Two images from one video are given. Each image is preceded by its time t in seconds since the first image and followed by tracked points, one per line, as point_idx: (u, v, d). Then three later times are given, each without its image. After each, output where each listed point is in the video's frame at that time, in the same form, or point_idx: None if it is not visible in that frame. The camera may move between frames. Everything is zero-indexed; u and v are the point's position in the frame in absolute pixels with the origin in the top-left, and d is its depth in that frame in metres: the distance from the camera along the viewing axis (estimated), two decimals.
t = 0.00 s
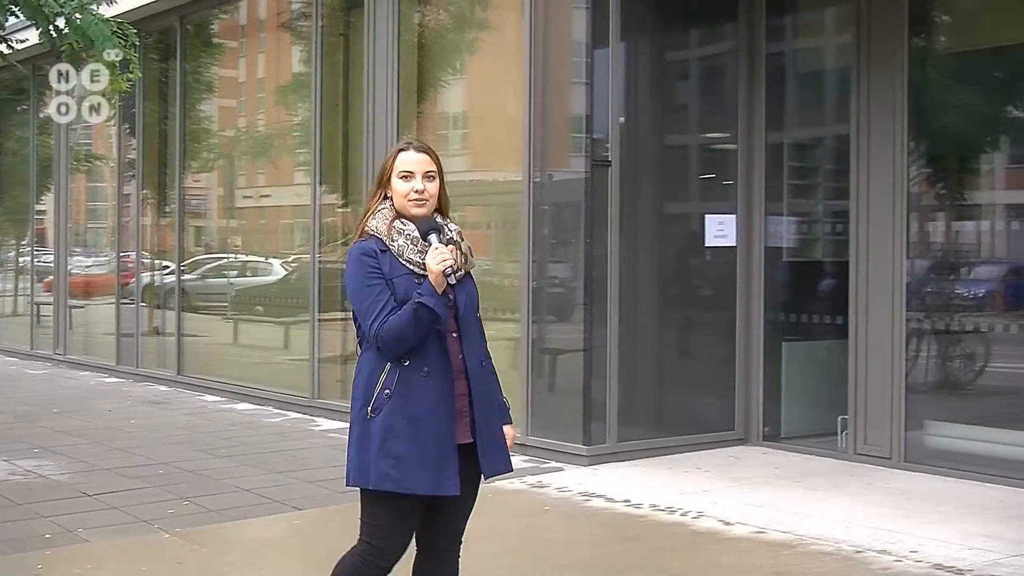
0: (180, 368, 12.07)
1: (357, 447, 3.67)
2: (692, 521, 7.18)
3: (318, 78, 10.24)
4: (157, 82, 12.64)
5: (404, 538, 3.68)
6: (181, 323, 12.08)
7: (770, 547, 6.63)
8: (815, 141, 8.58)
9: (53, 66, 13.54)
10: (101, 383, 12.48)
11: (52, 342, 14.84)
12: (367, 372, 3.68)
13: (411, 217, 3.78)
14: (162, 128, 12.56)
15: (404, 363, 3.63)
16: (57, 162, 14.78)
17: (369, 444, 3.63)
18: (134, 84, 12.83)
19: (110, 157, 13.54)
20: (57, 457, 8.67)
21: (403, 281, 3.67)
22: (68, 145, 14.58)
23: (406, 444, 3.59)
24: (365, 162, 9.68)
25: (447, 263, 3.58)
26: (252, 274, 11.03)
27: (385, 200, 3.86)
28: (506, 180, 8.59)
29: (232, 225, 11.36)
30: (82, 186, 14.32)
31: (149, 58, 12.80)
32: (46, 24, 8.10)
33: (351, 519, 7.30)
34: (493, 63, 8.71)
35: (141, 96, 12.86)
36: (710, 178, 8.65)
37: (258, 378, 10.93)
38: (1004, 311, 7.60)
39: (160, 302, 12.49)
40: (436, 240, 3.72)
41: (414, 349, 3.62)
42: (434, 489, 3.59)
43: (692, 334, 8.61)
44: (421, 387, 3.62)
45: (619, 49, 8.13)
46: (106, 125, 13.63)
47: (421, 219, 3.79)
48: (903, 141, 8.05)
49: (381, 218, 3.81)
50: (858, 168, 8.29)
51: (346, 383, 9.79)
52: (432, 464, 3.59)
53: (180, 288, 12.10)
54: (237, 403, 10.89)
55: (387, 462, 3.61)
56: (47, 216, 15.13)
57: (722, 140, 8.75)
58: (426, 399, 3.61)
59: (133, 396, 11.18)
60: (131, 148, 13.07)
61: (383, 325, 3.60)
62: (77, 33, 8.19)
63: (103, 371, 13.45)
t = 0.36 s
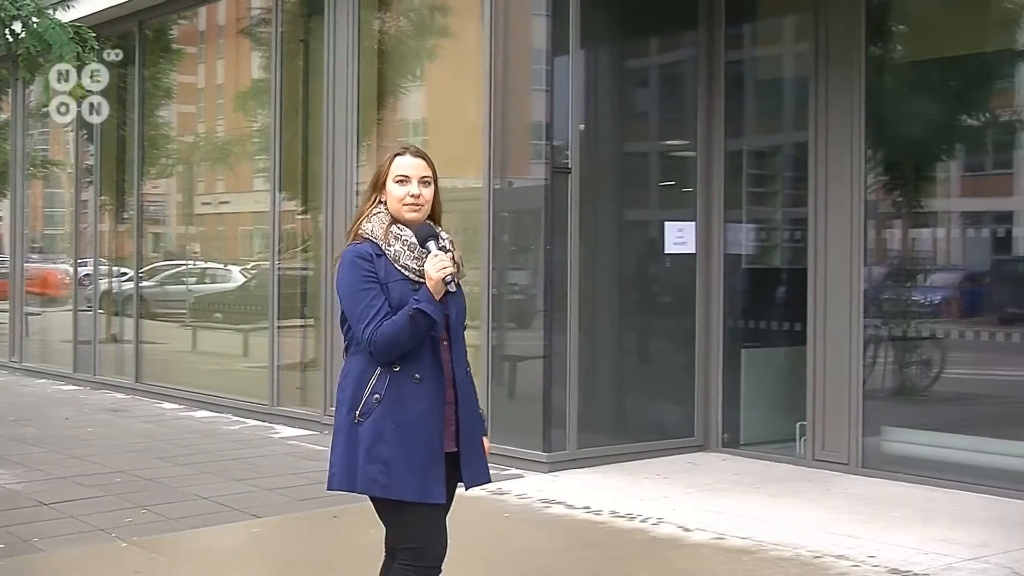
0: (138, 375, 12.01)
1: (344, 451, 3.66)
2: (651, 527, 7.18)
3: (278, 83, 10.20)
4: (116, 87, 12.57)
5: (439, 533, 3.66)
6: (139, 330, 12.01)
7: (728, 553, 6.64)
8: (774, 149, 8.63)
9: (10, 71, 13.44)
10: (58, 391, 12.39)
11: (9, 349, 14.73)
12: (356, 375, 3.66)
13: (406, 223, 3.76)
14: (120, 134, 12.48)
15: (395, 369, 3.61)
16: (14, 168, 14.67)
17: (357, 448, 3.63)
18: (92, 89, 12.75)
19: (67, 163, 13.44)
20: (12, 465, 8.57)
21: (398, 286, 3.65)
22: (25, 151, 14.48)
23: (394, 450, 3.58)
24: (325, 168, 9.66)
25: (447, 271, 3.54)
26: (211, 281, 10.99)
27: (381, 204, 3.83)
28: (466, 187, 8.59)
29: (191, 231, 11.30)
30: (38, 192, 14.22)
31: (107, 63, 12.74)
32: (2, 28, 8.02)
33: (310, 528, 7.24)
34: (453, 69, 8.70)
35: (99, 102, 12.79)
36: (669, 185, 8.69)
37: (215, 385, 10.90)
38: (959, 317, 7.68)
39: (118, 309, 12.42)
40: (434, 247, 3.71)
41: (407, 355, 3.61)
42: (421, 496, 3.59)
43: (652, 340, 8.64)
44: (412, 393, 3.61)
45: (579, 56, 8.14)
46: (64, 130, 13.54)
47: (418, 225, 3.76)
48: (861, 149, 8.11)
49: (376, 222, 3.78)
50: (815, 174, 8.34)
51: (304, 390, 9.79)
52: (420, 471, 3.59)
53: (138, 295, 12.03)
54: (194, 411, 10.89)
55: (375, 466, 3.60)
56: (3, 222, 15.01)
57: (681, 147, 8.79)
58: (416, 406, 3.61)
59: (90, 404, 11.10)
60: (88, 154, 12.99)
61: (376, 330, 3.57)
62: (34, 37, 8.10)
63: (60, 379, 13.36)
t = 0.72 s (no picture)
0: (100, 384, 11.95)
1: (339, 467, 3.61)
2: (615, 535, 7.18)
3: (243, 90, 10.17)
4: (79, 94, 12.52)
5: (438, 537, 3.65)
6: (102, 338, 11.95)
7: (691, 559, 6.63)
8: (738, 157, 8.67)
9: None
10: (19, 400, 12.30)
11: None
12: (350, 389, 3.63)
13: (392, 237, 3.78)
14: (83, 141, 12.41)
15: (391, 382, 3.60)
16: None
17: (355, 464, 3.59)
18: (54, 95, 12.68)
19: (30, 170, 13.36)
20: None
21: (392, 298, 3.65)
22: None
23: (394, 464, 3.58)
24: (289, 176, 9.63)
25: (450, 283, 3.54)
26: (175, 288, 10.94)
27: (365, 216, 3.84)
28: (431, 195, 8.58)
29: (155, 239, 11.25)
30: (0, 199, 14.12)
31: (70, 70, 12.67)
32: None
33: (274, 536, 7.20)
34: (417, 76, 8.69)
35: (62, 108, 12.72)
36: (634, 193, 8.72)
37: (178, 394, 10.87)
38: (921, 325, 7.72)
39: (80, 317, 12.35)
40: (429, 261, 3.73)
41: (404, 368, 3.61)
42: (421, 509, 3.59)
43: (616, 348, 8.66)
44: (409, 406, 3.62)
45: (544, 64, 8.18)
46: (26, 137, 13.46)
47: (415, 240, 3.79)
48: (824, 158, 8.17)
49: (363, 233, 3.77)
50: (779, 182, 8.39)
51: (268, 399, 9.78)
52: (418, 484, 3.60)
53: (100, 302, 11.97)
54: (156, 418, 10.87)
55: (374, 481, 3.58)
56: None
57: (646, 155, 8.83)
58: (413, 419, 3.62)
59: (52, 412, 11.03)
60: (51, 161, 12.91)
61: (374, 344, 3.55)
62: None
63: (22, 388, 13.27)
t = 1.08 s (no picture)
0: (66, 391, 11.87)
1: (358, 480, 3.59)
2: (582, 541, 7.17)
3: (210, 96, 10.15)
4: (44, 99, 12.45)
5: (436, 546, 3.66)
6: (67, 345, 11.88)
7: (657, 565, 6.62)
8: (705, 164, 8.70)
9: None
10: None
11: None
12: (365, 401, 3.62)
13: (394, 239, 3.80)
14: (48, 146, 12.34)
15: (407, 391, 3.60)
16: None
17: (374, 476, 3.57)
18: (19, 100, 12.61)
19: None
20: None
21: (401, 307, 3.66)
22: None
23: (415, 473, 3.57)
24: (257, 182, 9.61)
25: (459, 286, 3.51)
26: (141, 295, 10.88)
27: (363, 224, 3.85)
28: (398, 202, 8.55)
29: (120, 245, 11.19)
30: None
31: (35, 74, 12.60)
32: None
33: (238, 543, 7.15)
34: (384, 82, 8.69)
35: (27, 114, 12.65)
36: (602, 200, 8.79)
37: (144, 401, 10.82)
38: (886, 331, 7.77)
39: (45, 324, 12.29)
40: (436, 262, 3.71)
41: (419, 377, 3.61)
42: (442, 518, 3.59)
43: (584, 354, 8.72)
44: (426, 415, 3.62)
45: (512, 71, 8.30)
46: None
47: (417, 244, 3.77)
48: (791, 165, 8.22)
49: (366, 241, 3.78)
50: (746, 189, 8.43)
51: (235, 406, 9.77)
52: (438, 492, 3.60)
53: (66, 309, 11.91)
54: (121, 426, 10.83)
55: (395, 492, 3.57)
56: None
57: (614, 162, 8.87)
58: (431, 427, 3.62)
59: (16, 420, 10.95)
60: (16, 166, 12.82)
61: (388, 353, 3.55)
62: None
63: None
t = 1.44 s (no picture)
0: (31, 400, 11.79)
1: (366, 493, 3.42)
2: (553, 549, 7.13)
3: (178, 103, 10.11)
4: (11, 105, 12.39)
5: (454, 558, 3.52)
6: (33, 353, 11.80)
7: (626, 572, 6.59)
8: (674, 172, 8.73)
9: None
10: None
11: None
12: (371, 412, 3.44)
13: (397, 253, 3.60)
14: (14, 153, 12.28)
15: (414, 400, 3.42)
16: None
17: (383, 488, 3.39)
18: None
19: None
20: None
21: (405, 315, 3.47)
22: None
23: (425, 484, 3.39)
24: (225, 189, 9.59)
25: (461, 293, 3.30)
26: (108, 302, 10.83)
27: (364, 236, 3.64)
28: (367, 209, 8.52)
29: (87, 252, 11.13)
30: None
31: (2, 81, 12.54)
32: None
33: (205, 552, 7.06)
34: (352, 90, 8.69)
35: None
36: (570, 208, 8.81)
37: (111, 409, 10.77)
38: (852, 338, 7.82)
39: (12, 331, 12.22)
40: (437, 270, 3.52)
41: (426, 386, 3.43)
42: (456, 529, 3.41)
43: (552, 362, 8.74)
44: (436, 424, 3.44)
45: (481, 79, 8.33)
46: None
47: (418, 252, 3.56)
48: (758, 174, 8.26)
49: (366, 253, 3.58)
50: (714, 198, 8.47)
51: (203, 414, 9.74)
52: (451, 504, 3.42)
53: (32, 316, 11.86)
54: (87, 433, 10.78)
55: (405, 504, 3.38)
56: None
57: (582, 170, 8.90)
58: (442, 435, 3.44)
59: None
60: None
61: (391, 362, 3.37)
62: None
63: None
